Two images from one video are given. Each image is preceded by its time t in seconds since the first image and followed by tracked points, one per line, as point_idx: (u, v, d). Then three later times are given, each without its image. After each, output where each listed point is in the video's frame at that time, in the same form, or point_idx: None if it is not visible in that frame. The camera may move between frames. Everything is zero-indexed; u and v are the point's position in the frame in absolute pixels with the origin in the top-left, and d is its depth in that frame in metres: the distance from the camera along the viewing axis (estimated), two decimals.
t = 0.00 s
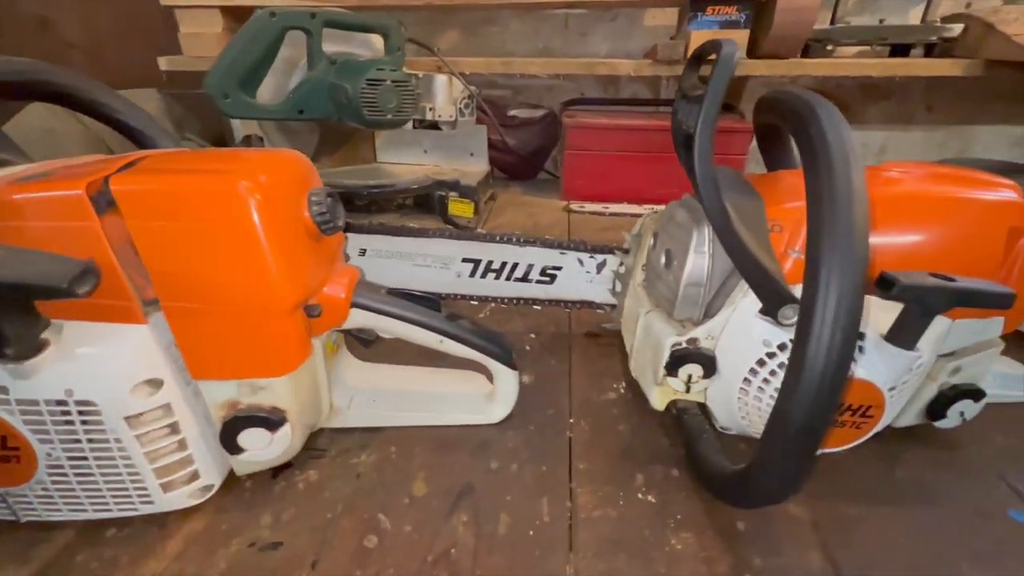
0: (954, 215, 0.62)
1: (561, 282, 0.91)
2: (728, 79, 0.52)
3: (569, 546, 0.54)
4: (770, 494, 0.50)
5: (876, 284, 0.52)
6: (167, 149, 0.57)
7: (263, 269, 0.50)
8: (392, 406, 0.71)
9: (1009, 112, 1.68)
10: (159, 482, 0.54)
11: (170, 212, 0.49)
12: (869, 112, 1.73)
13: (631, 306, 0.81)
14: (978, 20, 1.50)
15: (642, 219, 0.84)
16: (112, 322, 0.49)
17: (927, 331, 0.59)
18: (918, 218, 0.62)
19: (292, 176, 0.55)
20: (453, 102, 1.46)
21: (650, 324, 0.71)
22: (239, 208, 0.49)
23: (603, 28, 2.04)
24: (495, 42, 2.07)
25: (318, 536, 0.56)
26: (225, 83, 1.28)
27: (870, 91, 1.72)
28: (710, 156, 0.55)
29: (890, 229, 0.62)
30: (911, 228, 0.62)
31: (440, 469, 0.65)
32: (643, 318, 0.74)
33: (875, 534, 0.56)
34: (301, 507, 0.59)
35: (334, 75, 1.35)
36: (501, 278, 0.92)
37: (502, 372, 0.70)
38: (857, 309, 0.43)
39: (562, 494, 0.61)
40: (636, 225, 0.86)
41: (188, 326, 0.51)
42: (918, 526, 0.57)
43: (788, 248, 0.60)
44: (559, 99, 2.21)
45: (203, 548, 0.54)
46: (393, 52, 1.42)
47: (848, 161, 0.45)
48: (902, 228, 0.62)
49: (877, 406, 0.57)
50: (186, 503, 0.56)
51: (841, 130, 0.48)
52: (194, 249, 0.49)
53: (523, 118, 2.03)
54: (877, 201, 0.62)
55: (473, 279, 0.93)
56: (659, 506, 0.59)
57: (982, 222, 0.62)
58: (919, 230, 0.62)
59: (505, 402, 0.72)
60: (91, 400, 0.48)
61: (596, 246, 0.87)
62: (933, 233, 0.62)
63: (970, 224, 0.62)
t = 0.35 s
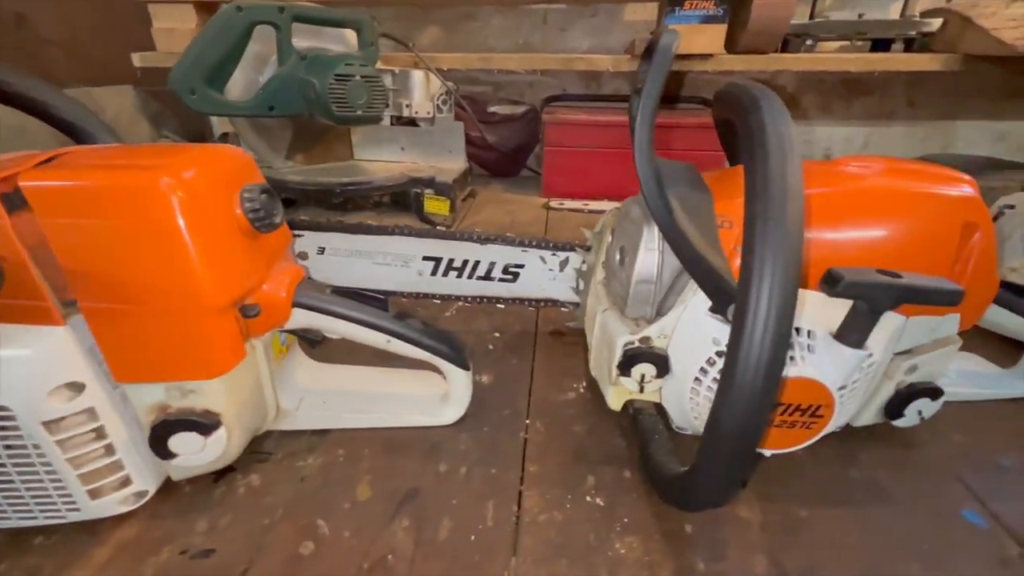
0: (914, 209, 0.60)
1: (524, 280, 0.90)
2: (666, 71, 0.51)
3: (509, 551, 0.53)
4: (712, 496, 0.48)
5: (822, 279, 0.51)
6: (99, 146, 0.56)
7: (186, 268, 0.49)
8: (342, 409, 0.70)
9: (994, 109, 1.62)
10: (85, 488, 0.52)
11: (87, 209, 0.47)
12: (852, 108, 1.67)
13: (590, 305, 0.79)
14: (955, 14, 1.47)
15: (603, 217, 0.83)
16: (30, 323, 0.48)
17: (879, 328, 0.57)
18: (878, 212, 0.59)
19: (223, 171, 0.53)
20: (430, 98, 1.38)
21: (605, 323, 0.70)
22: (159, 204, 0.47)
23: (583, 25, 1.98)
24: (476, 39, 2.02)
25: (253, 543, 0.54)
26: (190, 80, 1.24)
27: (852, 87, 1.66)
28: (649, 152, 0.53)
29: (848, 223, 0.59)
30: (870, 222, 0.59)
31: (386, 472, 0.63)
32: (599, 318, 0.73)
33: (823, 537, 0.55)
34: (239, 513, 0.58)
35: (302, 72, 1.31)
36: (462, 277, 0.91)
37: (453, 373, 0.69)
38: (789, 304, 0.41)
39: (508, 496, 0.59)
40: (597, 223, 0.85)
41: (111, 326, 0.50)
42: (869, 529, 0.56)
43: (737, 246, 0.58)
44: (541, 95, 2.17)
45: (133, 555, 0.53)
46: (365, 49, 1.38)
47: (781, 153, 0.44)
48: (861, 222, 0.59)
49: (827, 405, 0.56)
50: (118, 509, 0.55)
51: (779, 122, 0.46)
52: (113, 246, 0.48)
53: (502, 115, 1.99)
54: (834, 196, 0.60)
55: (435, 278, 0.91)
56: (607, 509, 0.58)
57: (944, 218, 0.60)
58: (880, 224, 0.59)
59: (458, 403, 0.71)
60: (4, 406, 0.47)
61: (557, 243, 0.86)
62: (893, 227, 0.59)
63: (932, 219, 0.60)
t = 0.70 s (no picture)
0: (877, 202, 0.57)
1: (484, 278, 0.88)
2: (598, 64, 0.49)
3: (443, 558, 0.51)
4: (648, 499, 0.47)
5: (765, 279, 0.49)
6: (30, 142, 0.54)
7: (101, 267, 0.47)
8: (289, 411, 0.68)
9: (977, 104, 1.55)
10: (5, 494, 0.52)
11: None
12: (834, 105, 1.58)
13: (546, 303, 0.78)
14: (934, 8, 1.40)
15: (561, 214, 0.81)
16: None
17: (827, 328, 0.56)
18: (839, 207, 0.57)
19: (145, 168, 0.51)
20: (406, 94, 1.26)
21: (558, 322, 0.68)
22: (72, 202, 0.46)
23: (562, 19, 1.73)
24: (455, 35, 1.79)
25: (182, 550, 0.53)
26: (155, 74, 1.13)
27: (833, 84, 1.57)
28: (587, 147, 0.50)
29: (811, 217, 0.57)
30: (833, 216, 0.57)
31: (328, 475, 0.62)
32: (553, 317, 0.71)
33: (768, 540, 0.54)
34: (171, 518, 0.56)
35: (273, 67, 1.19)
36: (423, 275, 0.89)
37: (402, 374, 0.67)
38: (715, 302, 0.40)
39: (449, 501, 0.58)
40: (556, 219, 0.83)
41: (28, 327, 0.48)
42: (816, 531, 0.55)
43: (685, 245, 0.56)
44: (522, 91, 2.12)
45: (57, 562, 0.52)
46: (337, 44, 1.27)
47: (710, 146, 0.43)
48: (824, 216, 0.57)
49: (772, 406, 0.55)
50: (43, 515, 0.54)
51: (713, 115, 0.45)
52: (25, 245, 0.46)
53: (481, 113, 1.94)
54: (793, 191, 0.58)
55: (395, 275, 0.90)
56: (550, 513, 0.56)
57: (907, 211, 0.58)
58: (843, 218, 0.57)
59: (408, 404, 0.69)
60: None
61: (516, 240, 0.84)
62: (858, 220, 0.57)
63: (896, 212, 0.57)
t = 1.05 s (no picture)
0: (842, 200, 0.55)
1: (443, 279, 0.88)
2: (524, 61, 0.48)
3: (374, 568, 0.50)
4: (578, 504, 0.46)
5: (701, 281, 0.49)
6: None
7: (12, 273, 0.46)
8: (233, 417, 0.67)
9: (959, 103, 1.54)
10: None
11: None
12: (816, 103, 1.57)
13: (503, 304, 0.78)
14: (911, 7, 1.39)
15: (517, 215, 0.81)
16: None
17: (770, 331, 0.55)
18: (801, 205, 0.55)
19: (63, 169, 0.50)
20: (383, 92, 1.17)
21: (505, 324, 0.67)
22: None
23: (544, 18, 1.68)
24: (436, 32, 1.73)
25: (108, 559, 0.52)
26: (120, 71, 1.09)
27: (814, 83, 1.56)
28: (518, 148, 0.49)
29: (776, 216, 0.54)
30: (799, 214, 0.54)
31: (267, 481, 0.60)
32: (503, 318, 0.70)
33: (707, 548, 0.53)
34: (101, 526, 0.55)
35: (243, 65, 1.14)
36: (381, 276, 0.88)
37: (347, 379, 0.66)
38: (633, 304, 0.39)
39: (388, 507, 0.57)
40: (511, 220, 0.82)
41: None
42: (758, 537, 0.54)
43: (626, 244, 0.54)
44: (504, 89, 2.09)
45: None
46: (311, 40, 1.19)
47: (630, 144, 0.42)
48: (788, 215, 0.54)
49: (712, 410, 0.53)
50: None
51: (637, 114, 0.44)
52: None
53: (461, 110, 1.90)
54: (755, 188, 0.55)
55: (352, 276, 0.89)
56: (489, 519, 0.55)
57: (871, 211, 0.56)
58: (807, 216, 0.54)
59: (356, 408, 0.68)
60: None
61: (473, 240, 0.84)
62: (822, 218, 0.54)
63: (858, 210, 0.55)
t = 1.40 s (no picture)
0: (800, 201, 0.53)
1: (400, 280, 0.85)
2: (449, 57, 0.46)
3: None
4: (504, 517, 0.44)
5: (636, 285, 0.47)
6: None
7: None
8: (172, 422, 0.64)
9: (943, 102, 1.52)
10: None
11: None
12: (799, 102, 1.54)
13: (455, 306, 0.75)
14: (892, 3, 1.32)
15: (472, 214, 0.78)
16: None
17: (713, 337, 0.53)
18: (758, 205, 0.53)
19: None
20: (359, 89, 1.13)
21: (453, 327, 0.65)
22: None
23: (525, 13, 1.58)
24: (414, 29, 1.67)
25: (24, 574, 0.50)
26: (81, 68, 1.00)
27: (797, 80, 1.53)
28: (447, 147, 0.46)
29: (732, 217, 0.52)
30: (755, 215, 0.52)
31: (201, 490, 0.58)
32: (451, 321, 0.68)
33: (646, 559, 0.51)
34: (22, 539, 0.53)
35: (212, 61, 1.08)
36: (337, 277, 0.86)
37: (288, 384, 0.64)
38: (549, 308, 0.37)
39: (323, 518, 0.55)
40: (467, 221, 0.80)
41: None
42: (701, 547, 0.53)
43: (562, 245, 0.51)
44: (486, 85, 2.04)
45: None
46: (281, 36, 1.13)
47: (549, 143, 0.40)
48: (744, 216, 0.52)
49: (653, 418, 0.52)
50: None
51: (561, 111, 0.42)
52: None
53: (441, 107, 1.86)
54: (712, 187, 0.53)
55: (308, 277, 0.87)
56: (425, 530, 0.53)
57: (828, 213, 0.54)
58: (764, 217, 0.53)
59: (300, 414, 0.66)
60: None
61: (429, 241, 0.82)
62: (780, 220, 0.53)
63: (816, 212, 0.54)
